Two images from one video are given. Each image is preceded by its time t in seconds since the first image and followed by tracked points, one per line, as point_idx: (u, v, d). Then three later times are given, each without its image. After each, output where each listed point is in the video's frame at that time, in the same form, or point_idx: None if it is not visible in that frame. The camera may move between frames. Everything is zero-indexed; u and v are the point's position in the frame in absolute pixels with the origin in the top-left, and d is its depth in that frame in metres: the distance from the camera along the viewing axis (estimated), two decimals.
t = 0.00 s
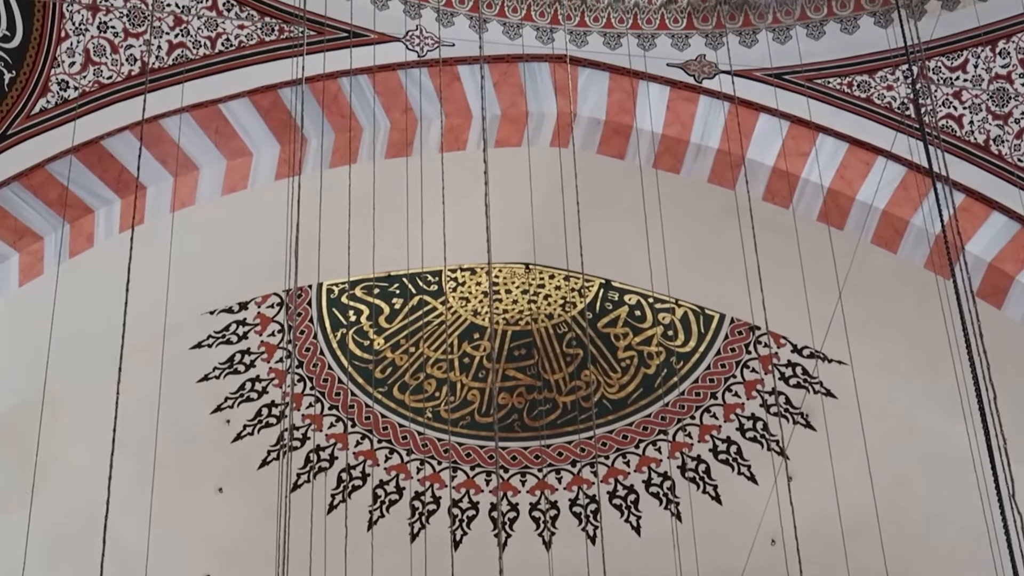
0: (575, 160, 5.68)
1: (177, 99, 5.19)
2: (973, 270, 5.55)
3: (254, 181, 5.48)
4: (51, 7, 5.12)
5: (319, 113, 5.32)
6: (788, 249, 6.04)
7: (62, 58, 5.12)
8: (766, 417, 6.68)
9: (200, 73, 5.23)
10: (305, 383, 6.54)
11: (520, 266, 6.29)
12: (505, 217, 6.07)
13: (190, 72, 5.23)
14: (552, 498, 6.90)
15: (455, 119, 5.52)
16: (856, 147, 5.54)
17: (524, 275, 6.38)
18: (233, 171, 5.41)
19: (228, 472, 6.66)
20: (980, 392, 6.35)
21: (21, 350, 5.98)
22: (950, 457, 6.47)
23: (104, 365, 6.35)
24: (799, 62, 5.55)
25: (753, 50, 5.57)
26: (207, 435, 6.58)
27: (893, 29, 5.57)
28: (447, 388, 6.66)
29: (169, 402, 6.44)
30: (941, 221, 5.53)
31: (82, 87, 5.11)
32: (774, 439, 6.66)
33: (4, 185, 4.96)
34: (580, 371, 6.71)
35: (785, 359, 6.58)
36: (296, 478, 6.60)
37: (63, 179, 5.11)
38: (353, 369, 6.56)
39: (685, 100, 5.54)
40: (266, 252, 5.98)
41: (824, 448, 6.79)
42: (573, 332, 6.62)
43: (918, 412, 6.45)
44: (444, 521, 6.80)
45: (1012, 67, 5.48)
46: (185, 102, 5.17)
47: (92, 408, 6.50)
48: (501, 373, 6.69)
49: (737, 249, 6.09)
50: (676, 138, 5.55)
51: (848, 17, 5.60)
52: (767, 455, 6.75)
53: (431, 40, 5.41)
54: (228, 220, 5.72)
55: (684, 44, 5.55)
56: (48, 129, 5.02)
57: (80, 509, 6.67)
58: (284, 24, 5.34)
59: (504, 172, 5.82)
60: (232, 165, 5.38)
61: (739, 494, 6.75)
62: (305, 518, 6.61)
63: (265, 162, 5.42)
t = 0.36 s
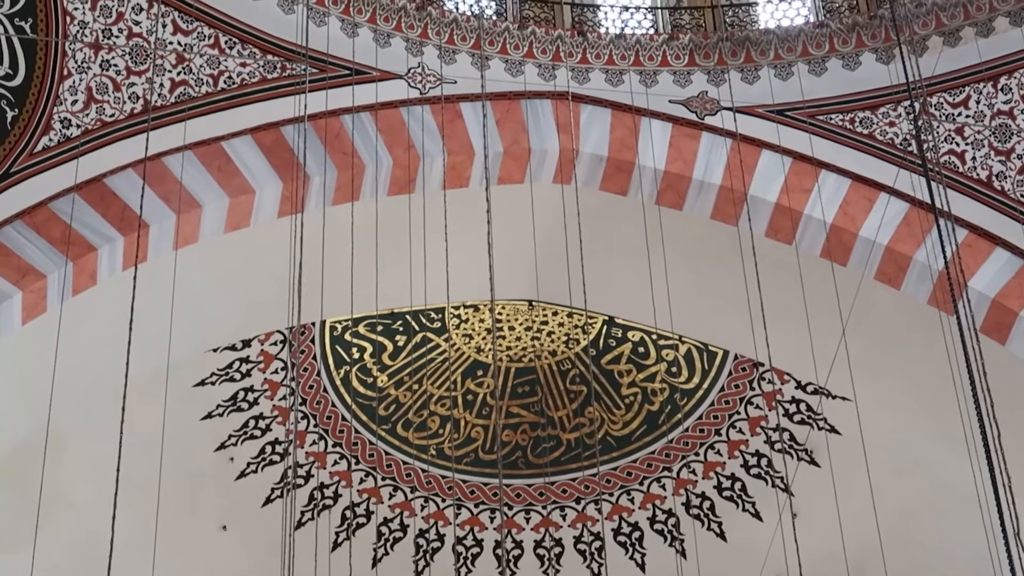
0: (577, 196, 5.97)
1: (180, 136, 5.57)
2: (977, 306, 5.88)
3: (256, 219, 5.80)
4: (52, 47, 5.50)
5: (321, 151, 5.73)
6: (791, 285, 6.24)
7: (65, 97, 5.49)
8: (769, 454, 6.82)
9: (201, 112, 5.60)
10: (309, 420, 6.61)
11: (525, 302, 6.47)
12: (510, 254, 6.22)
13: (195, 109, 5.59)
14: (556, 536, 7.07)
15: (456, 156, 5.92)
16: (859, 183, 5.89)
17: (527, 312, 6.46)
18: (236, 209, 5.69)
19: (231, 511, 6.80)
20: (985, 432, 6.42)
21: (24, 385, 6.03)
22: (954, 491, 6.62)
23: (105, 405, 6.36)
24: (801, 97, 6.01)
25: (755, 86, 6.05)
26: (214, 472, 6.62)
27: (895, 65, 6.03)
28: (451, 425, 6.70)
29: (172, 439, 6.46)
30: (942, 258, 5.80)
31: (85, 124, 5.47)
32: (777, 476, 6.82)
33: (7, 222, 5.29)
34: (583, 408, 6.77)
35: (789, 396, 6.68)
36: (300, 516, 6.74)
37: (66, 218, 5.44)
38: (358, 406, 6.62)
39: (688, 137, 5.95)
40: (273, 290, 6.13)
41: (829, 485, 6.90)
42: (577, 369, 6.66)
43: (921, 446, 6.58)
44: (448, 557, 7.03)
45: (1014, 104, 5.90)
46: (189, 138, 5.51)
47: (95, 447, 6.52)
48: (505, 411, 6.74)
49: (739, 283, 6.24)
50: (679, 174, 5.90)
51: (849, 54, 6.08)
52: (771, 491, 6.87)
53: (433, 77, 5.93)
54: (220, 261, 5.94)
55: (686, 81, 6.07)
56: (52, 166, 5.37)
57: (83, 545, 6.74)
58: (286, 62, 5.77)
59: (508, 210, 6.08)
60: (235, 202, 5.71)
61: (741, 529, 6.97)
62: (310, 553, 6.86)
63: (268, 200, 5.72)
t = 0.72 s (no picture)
0: (585, 228, 6.05)
1: (190, 169, 5.75)
2: (987, 335, 5.87)
3: (267, 252, 5.92)
4: (63, 80, 5.74)
5: (331, 183, 5.81)
6: (801, 317, 6.26)
7: (75, 130, 5.70)
8: (780, 483, 6.76)
9: (210, 144, 5.81)
10: (319, 452, 6.63)
11: (535, 333, 6.50)
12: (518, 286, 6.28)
13: (205, 142, 5.79)
14: (567, 566, 6.98)
15: (466, 188, 5.98)
16: (867, 213, 5.89)
17: (537, 343, 6.47)
18: (246, 241, 5.81)
19: (242, 543, 6.75)
20: (996, 462, 6.40)
21: (33, 418, 6.09)
22: (966, 522, 6.60)
23: (119, 437, 6.44)
24: (809, 128, 6.03)
25: (764, 117, 6.09)
26: (224, 505, 6.62)
27: (903, 96, 6.06)
28: (461, 456, 6.71)
29: (183, 472, 6.49)
30: (951, 287, 5.80)
31: (95, 158, 5.67)
32: (788, 505, 6.81)
33: (17, 256, 5.47)
34: (594, 439, 6.76)
35: (799, 426, 6.65)
36: (310, 547, 6.70)
37: (76, 251, 5.62)
38: (367, 438, 6.63)
39: (696, 168, 5.97)
40: (281, 323, 6.24)
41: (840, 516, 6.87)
42: (587, 400, 6.67)
43: (931, 475, 6.58)
44: None
45: (1023, 133, 5.91)
46: (198, 171, 5.68)
47: (106, 481, 6.57)
48: (515, 442, 6.74)
49: (749, 317, 6.28)
50: (687, 205, 5.94)
51: (858, 85, 6.11)
52: (782, 521, 6.83)
53: (442, 109, 6.04)
54: (235, 294, 6.06)
55: (695, 112, 6.11)
56: (63, 200, 5.55)
57: None
58: (295, 95, 5.96)
59: (516, 243, 6.15)
60: (246, 235, 5.83)
61: (753, 559, 6.88)
62: None
63: (278, 232, 5.86)
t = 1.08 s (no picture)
0: (607, 253, 6.07)
1: (212, 199, 5.79)
2: (1009, 357, 5.90)
3: (289, 280, 5.95)
4: (86, 111, 5.72)
5: (353, 212, 5.86)
6: (823, 343, 6.27)
7: (98, 160, 5.69)
8: (803, 507, 6.77)
9: (232, 173, 5.86)
10: (342, 479, 6.64)
11: (556, 359, 6.51)
12: (541, 313, 6.31)
13: (227, 172, 5.84)
14: None
15: (488, 215, 5.97)
16: (889, 236, 5.87)
17: (559, 368, 6.51)
18: (268, 270, 5.86)
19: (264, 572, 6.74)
20: (1017, 482, 6.43)
21: (57, 447, 6.12)
22: (989, 544, 6.61)
23: (141, 468, 6.44)
24: (830, 151, 6.04)
25: (784, 141, 6.10)
26: (246, 533, 6.62)
27: (924, 118, 6.05)
28: (483, 483, 6.69)
29: (205, 500, 6.49)
30: (973, 310, 5.82)
31: (118, 188, 5.65)
32: (812, 529, 6.78)
33: (41, 286, 5.47)
34: (616, 464, 6.76)
35: (822, 450, 6.66)
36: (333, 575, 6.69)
37: (99, 281, 5.62)
38: (389, 465, 6.64)
39: (718, 193, 5.97)
40: (303, 349, 6.25)
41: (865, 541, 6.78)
42: (609, 425, 6.69)
43: (954, 498, 6.58)
44: None
45: None
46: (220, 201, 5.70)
47: (127, 510, 6.56)
48: (537, 467, 6.75)
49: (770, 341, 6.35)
50: (709, 230, 5.95)
51: (879, 108, 6.11)
52: (805, 545, 6.80)
53: (463, 136, 6.02)
54: (259, 323, 6.10)
55: (716, 136, 6.13)
56: (86, 230, 5.55)
57: None
58: (317, 123, 6.03)
59: (538, 269, 6.18)
60: (268, 264, 5.85)
61: None
62: None
63: (300, 260, 5.92)
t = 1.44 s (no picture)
0: (643, 275, 6.05)
1: (248, 225, 5.70)
2: None
3: (325, 305, 5.90)
4: (121, 142, 5.69)
5: (388, 237, 5.81)
6: (860, 363, 6.27)
7: (133, 190, 5.66)
8: (842, 527, 6.74)
9: (267, 199, 5.77)
10: (380, 505, 6.66)
11: (593, 382, 6.54)
12: (577, 336, 6.30)
13: (262, 198, 5.76)
14: None
15: (523, 238, 5.95)
16: (925, 255, 5.85)
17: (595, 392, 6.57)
18: (303, 297, 5.82)
19: None
20: None
21: (94, 476, 6.11)
22: None
23: (178, 497, 6.47)
24: (865, 171, 6.03)
25: (819, 161, 6.09)
26: (286, 558, 6.68)
27: (958, 137, 6.03)
28: (522, 506, 6.71)
29: (245, 527, 6.52)
30: (1011, 328, 5.76)
31: (155, 217, 5.65)
32: (851, 549, 6.74)
33: (79, 315, 5.46)
34: (654, 486, 6.75)
35: (859, 470, 6.65)
36: None
37: (136, 310, 5.60)
38: (427, 489, 6.64)
39: (753, 214, 5.98)
40: (339, 374, 6.26)
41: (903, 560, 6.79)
42: (646, 447, 6.69)
43: (992, 517, 6.59)
44: None
45: None
46: (255, 229, 5.66)
47: (166, 535, 6.59)
48: (575, 490, 6.76)
49: (807, 360, 6.33)
50: (744, 251, 5.94)
51: (913, 127, 6.11)
52: (844, 565, 6.78)
53: (497, 160, 6.03)
54: (295, 349, 6.09)
55: (751, 157, 6.13)
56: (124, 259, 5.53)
57: None
58: (353, 149, 5.98)
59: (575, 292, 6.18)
60: (304, 290, 5.83)
61: None
62: None
63: (337, 286, 5.88)
